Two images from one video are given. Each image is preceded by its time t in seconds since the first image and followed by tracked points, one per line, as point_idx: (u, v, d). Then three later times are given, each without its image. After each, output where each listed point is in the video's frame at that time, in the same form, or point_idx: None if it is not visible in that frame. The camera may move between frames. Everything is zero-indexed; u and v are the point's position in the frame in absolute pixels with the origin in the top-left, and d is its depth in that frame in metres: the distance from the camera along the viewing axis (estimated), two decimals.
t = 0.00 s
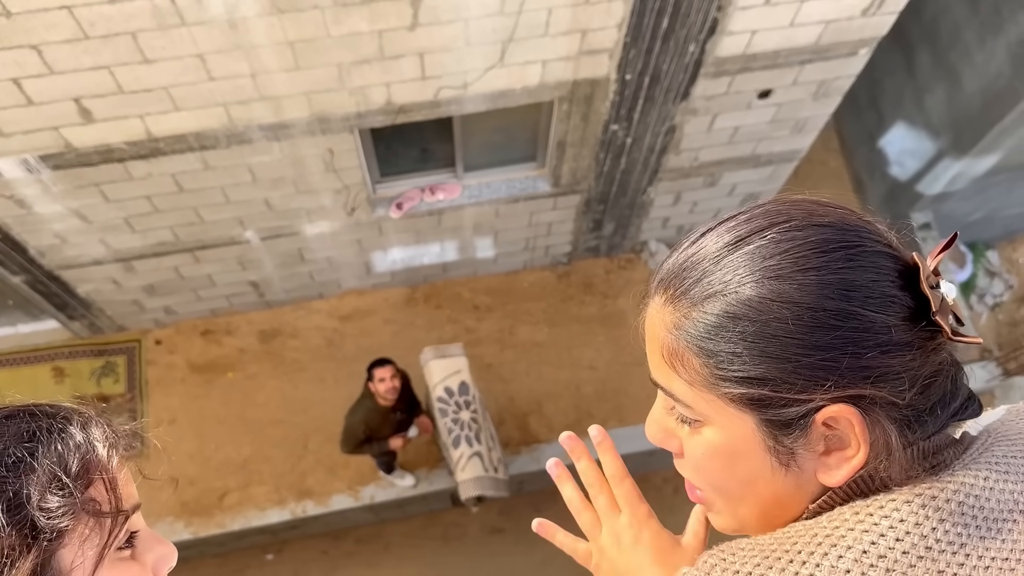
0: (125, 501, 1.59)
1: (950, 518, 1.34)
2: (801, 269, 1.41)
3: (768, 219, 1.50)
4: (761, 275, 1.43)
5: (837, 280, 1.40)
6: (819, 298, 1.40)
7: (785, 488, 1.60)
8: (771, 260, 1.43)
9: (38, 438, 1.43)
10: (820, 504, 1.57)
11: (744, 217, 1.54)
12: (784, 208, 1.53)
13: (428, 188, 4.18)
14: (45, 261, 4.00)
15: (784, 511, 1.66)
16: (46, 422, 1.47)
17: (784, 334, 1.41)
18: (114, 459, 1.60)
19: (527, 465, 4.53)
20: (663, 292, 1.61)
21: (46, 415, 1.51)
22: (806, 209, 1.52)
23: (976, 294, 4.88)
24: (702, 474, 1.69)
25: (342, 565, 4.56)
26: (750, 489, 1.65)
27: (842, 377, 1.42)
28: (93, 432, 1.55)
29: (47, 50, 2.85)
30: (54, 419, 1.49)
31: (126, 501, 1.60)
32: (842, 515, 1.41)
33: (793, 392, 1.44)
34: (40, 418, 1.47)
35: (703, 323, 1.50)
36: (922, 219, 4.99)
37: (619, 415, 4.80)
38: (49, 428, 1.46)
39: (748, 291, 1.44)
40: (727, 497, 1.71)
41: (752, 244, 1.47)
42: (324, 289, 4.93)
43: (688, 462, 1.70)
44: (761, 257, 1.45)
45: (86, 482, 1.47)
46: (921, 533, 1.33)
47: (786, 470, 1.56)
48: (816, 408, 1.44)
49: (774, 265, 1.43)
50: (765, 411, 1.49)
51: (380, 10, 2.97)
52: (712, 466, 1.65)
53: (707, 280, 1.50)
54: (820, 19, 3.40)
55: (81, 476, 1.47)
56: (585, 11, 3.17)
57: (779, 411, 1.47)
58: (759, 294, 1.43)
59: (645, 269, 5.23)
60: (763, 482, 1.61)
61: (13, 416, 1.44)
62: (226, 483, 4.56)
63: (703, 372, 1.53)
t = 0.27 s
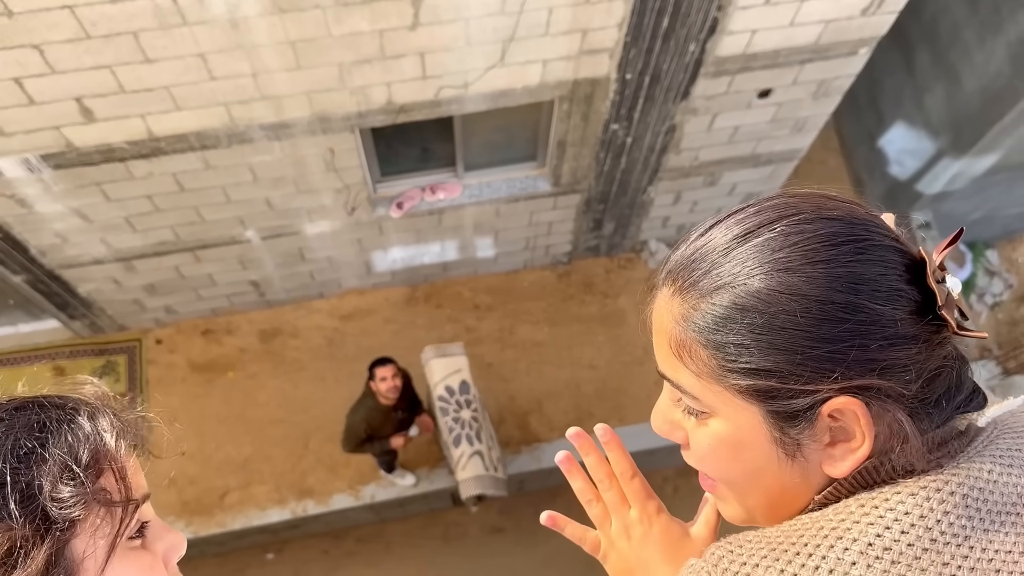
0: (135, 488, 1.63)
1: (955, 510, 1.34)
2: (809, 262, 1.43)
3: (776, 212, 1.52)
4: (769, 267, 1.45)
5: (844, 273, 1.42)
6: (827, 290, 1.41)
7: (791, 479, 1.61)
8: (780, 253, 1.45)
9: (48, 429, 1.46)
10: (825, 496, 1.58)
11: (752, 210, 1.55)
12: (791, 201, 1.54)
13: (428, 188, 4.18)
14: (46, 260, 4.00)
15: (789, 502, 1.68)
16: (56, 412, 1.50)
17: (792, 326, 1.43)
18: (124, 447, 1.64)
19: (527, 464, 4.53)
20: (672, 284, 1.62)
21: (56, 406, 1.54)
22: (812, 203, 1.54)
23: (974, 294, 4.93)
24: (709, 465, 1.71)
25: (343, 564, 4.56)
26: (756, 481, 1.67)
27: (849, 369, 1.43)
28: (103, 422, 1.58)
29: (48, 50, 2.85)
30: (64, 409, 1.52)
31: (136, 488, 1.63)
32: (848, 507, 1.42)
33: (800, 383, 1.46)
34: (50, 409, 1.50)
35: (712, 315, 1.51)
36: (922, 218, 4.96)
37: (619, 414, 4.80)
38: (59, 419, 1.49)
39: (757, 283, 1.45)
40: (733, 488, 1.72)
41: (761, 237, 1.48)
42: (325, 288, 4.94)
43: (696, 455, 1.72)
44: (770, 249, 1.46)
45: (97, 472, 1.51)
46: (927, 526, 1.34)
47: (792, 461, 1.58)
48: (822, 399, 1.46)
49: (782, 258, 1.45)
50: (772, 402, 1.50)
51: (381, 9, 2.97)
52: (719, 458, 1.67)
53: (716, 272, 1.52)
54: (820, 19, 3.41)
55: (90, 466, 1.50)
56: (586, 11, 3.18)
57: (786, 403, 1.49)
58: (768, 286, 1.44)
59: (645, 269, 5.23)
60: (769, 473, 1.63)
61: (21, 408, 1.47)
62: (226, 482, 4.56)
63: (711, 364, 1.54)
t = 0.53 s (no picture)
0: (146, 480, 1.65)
1: (952, 500, 1.34)
2: (786, 261, 1.45)
3: (751, 214, 1.54)
4: (748, 270, 1.47)
5: (821, 270, 1.44)
6: (807, 287, 1.43)
7: (792, 472, 1.63)
8: (757, 255, 1.47)
9: (61, 419, 1.49)
10: (824, 488, 1.58)
11: (728, 214, 1.57)
12: (765, 201, 1.56)
13: (428, 187, 4.18)
14: (46, 260, 4.01)
15: (794, 494, 1.70)
16: (69, 403, 1.53)
17: (776, 325, 1.45)
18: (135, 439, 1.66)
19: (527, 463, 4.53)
20: (659, 295, 1.65)
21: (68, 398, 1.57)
22: (786, 200, 1.55)
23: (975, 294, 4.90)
24: (715, 463, 1.74)
25: (343, 564, 4.56)
26: (759, 476, 1.69)
27: (837, 363, 1.45)
28: (114, 413, 1.60)
29: (49, 49, 2.86)
30: (76, 400, 1.55)
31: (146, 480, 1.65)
32: (847, 499, 1.43)
33: (789, 382, 1.48)
34: (63, 400, 1.53)
35: (697, 322, 1.54)
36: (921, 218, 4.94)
37: (619, 414, 4.81)
38: (72, 409, 1.52)
39: (737, 288, 1.48)
40: (740, 483, 1.75)
41: (738, 242, 1.51)
42: (325, 288, 4.94)
43: (704, 455, 1.76)
44: (747, 253, 1.48)
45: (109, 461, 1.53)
46: (924, 516, 1.34)
47: (790, 454, 1.60)
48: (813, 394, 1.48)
49: (760, 260, 1.47)
50: (765, 400, 1.53)
51: (381, 9, 2.98)
52: (723, 456, 1.70)
53: (698, 280, 1.55)
54: (819, 19, 3.42)
55: (103, 456, 1.53)
56: (586, 10, 3.19)
57: (778, 400, 1.51)
58: (748, 289, 1.47)
59: (645, 269, 5.24)
60: (770, 468, 1.65)
61: (34, 400, 1.50)
62: (226, 482, 4.56)
63: (701, 368, 1.57)
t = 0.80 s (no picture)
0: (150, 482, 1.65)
1: (944, 509, 1.34)
2: (772, 267, 1.46)
3: (739, 220, 1.55)
4: (734, 275, 1.48)
5: (807, 275, 1.44)
6: (792, 292, 1.44)
7: (782, 478, 1.64)
8: (743, 261, 1.48)
9: (64, 425, 1.49)
10: (815, 494, 1.59)
11: (718, 220, 1.58)
12: (754, 208, 1.57)
13: (427, 188, 4.18)
14: (45, 261, 4.01)
15: (785, 500, 1.70)
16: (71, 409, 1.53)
17: (761, 330, 1.46)
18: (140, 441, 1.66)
19: (526, 464, 4.53)
20: (650, 300, 1.67)
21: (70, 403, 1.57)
22: (776, 207, 1.56)
23: (974, 295, 4.92)
24: (707, 469, 1.74)
25: (342, 564, 4.56)
26: (749, 482, 1.70)
27: (822, 368, 1.45)
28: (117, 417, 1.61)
29: (48, 50, 2.86)
30: (78, 405, 1.55)
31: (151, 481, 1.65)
32: (840, 507, 1.43)
33: (775, 387, 1.48)
34: (65, 406, 1.53)
35: (685, 327, 1.55)
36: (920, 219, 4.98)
37: (618, 415, 4.81)
38: (74, 415, 1.52)
39: (724, 293, 1.49)
40: (731, 488, 1.75)
41: (725, 248, 1.52)
42: (324, 289, 4.95)
43: (694, 460, 1.77)
44: (734, 259, 1.49)
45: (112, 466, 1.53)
46: (917, 526, 1.34)
47: (779, 460, 1.60)
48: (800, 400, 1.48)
49: (745, 266, 1.48)
50: (752, 405, 1.53)
51: (380, 10, 2.98)
52: (713, 462, 1.71)
53: (686, 285, 1.56)
54: (817, 21, 3.42)
55: (106, 461, 1.53)
56: (585, 12, 3.19)
57: (765, 405, 1.51)
58: (734, 294, 1.47)
59: (643, 270, 5.24)
60: (760, 473, 1.66)
61: (38, 406, 1.50)
62: (225, 483, 4.56)
63: (689, 373, 1.58)
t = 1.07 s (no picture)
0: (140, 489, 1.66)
1: (939, 520, 1.34)
2: (765, 275, 1.45)
3: (734, 227, 1.55)
4: (728, 283, 1.48)
5: (801, 283, 1.44)
6: (785, 300, 1.44)
7: (776, 487, 1.64)
8: (737, 269, 1.48)
9: (58, 426, 1.50)
10: (809, 504, 1.58)
11: (714, 227, 1.58)
12: (750, 215, 1.57)
13: (426, 189, 4.17)
14: (43, 261, 4.00)
15: (779, 509, 1.69)
16: (64, 412, 1.54)
17: (754, 338, 1.45)
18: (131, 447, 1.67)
19: (525, 465, 4.53)
20: (645, 307, 1.67)
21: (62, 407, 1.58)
22: (772, 214, 1.56)
23: (973, 295, 4.93)
24: (702, 476, 1.74)
25: (341, 565, 4.56)
26: (744, 489, 1.69)
27: (815, 376, 1.45)
28: (110, 421, 1.62)
29: (47, 50, 2.85)
30: (71, 409, 1.56)
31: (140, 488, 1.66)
32: (833, 518, 1.42)
33: (768, 395, 1.48)
34: (59, 409, 1.54)
35: (679, 334, 1.55)
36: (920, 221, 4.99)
37: (617, 416, 4.81)
38: (68, 417, 1.53)
39: (718, 300, 1.49)
40: (726, 496, 1.75)
41: (720, 255, 1.52)
42: (323, 289, 4.94)
43: (689, 467, 1.76)
44: (728, 266, 1.49)
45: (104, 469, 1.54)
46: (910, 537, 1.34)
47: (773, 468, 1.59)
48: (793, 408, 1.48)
49: (739, 273, 1.47)
50: (746, 413, 1.53)
51: (379, 11, 2.97)
52: (708, 469, 1.71)
53: (681, 292, 1.56)
54: (817, 22, 3.42)
55: (99, 463, 1.53)
56: (584, 12, 3.18)
57: (759, 413, 1.51)
58: (728, 302, 1.47)
59: (643, 270, 5.24)
60: (755, 481, 1.65)
61: (36, 409, 1.51)
62: (224, 483, 4.56)
63: (683, 380, 1.58)
